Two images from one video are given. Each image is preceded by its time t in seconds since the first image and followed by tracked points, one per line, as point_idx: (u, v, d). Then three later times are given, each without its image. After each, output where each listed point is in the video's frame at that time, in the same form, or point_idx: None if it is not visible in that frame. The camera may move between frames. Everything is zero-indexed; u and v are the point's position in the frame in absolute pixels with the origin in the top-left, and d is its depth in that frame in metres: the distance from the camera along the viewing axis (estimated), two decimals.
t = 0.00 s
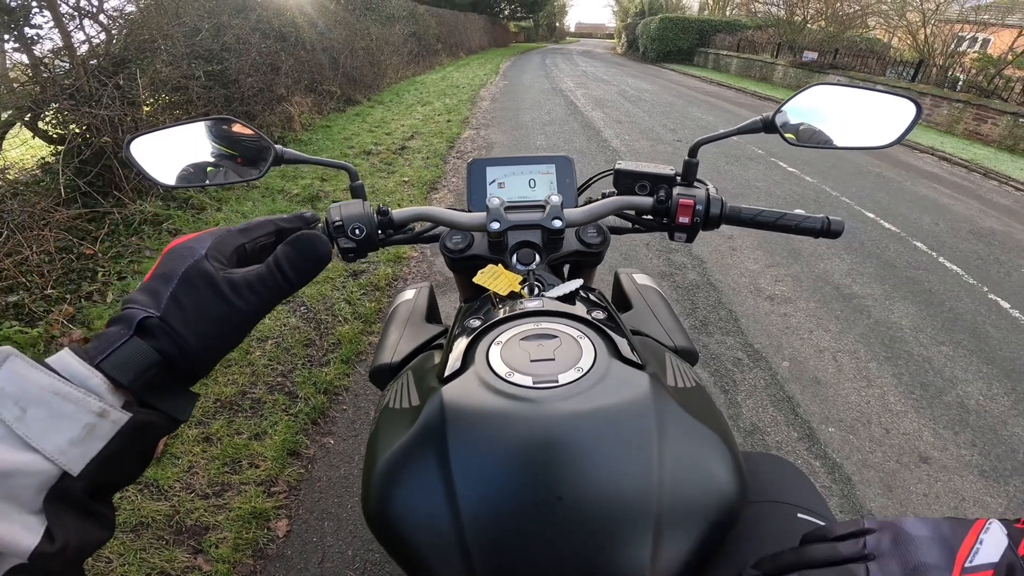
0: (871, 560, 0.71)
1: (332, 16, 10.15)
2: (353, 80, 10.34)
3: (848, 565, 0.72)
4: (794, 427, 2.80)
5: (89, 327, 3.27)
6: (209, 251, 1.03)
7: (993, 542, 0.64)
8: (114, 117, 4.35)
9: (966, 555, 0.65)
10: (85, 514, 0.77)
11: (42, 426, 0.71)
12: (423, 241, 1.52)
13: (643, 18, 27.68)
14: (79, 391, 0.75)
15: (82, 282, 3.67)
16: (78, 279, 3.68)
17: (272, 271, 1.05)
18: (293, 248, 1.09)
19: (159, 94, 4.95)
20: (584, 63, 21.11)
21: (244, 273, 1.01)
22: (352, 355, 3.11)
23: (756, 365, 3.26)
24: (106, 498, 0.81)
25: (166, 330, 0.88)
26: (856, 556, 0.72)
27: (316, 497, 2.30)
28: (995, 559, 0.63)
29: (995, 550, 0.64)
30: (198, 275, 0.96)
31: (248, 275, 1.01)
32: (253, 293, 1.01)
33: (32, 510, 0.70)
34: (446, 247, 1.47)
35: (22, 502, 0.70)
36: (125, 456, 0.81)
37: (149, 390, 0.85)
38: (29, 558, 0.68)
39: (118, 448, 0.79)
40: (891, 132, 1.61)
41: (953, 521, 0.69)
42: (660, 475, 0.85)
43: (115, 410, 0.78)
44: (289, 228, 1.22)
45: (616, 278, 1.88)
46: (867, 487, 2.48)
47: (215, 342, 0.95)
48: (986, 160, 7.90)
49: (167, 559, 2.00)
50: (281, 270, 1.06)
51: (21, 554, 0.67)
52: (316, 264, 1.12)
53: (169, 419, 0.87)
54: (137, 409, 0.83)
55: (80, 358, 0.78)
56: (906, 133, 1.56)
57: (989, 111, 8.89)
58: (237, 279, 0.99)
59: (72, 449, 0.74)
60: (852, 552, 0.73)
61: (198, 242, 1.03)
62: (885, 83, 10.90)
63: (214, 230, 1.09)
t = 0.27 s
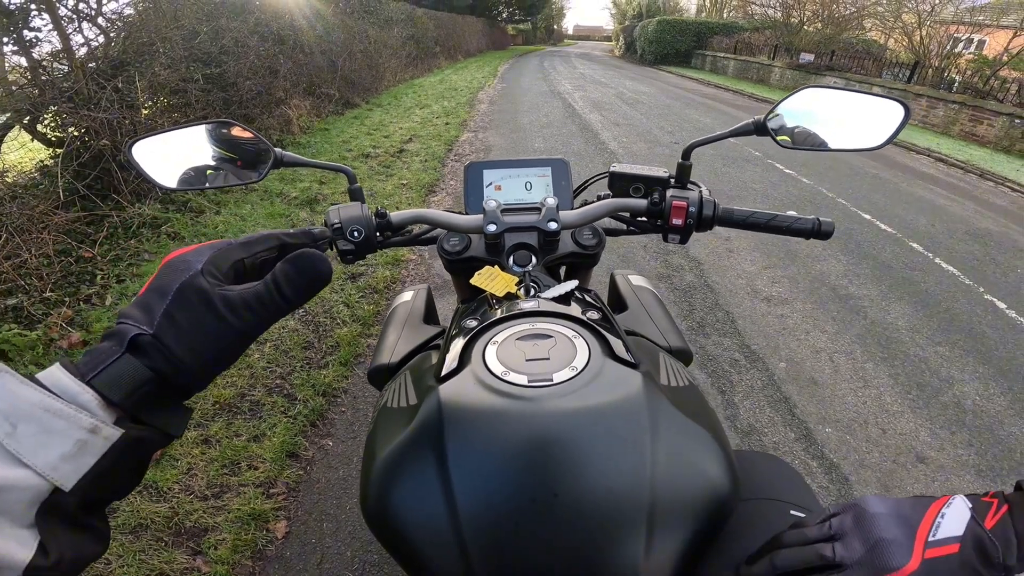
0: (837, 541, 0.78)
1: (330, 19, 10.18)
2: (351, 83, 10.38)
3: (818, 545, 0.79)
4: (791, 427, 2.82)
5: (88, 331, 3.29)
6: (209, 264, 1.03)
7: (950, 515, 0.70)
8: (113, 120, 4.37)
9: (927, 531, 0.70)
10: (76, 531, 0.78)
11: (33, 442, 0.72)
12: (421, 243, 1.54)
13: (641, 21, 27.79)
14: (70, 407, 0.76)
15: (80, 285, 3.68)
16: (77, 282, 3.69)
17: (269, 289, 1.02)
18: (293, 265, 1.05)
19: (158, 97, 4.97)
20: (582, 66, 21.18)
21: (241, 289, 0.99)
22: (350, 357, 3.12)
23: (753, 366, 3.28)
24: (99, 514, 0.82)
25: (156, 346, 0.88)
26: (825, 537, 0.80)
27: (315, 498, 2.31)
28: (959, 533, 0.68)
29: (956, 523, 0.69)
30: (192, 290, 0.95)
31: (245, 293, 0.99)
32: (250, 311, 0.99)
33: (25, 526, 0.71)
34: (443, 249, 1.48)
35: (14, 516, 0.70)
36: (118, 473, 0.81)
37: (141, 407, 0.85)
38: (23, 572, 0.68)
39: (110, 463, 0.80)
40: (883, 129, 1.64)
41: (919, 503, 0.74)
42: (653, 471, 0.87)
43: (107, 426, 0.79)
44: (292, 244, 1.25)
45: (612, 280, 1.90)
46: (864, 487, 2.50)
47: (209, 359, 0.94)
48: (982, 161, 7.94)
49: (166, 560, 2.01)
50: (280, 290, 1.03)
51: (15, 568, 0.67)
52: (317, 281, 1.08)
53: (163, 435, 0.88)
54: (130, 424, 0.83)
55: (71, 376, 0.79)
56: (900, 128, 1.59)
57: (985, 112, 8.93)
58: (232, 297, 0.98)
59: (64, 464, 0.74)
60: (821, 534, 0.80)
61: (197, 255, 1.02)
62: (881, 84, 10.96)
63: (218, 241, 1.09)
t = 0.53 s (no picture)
0: (823, 542, 0.79)
1: (329, 22, 10.19)
2: (350, 86, 10.39)
3: (805, 546, 0.80)
4: (789, 430, 2.82)
5: (86, 335, 3.28)
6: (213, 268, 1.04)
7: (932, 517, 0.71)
8: (111, 123, 4.38)
9: (910, 532, 0.72)
10: (75, 533, 0.78)
11: (32, 443, 0.73)
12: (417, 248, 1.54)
13: (638, 23, 27.87)
14: (70, 409, 0.77)
15: (78, 288, 3.68)
16: (75, 285, 3.69)
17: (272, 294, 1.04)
18: (295, 270, 1.07)
19: (156, 100, 4.98)
20: (580, 68, 21.23)
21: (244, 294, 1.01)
22: (349, 360, 3.13)
23: (751, 368, 3.28)
24: (98, 516, 0.83)
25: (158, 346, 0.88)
26: (811, 538, 0.80)
27: (313, 502, 2.31)
28: (940, 535, 0.69)
29: (939, 526, 0.70)
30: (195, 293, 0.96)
31: (247, 297, 1.01)
32: (251, 316, 1.00)
33: (23, 528, 0.71)
34: (439, 254, 1.49)
35: (13, 518, 0.71)
36: (116, 474, 0.82)
37: (140, 409, 0.85)
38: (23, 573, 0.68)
39: (108, 467, 0.80)
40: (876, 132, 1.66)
41: (904, 508, 0.75)
42: (646, 478, 0.88)
43: (106, 428, 0.79)
44: (295, 249, 1.26)
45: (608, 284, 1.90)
46: (863, 488, 2.51)
47: (209, 363, 0.94)
48: (979, 163, 7.96)
49: (165, 563, 2.01)
50: (282, 295, 1.05)
51: (14, 569, 0.68)
52: (319, 287, 1.10)
53: (160, 437, 0.88)
54: (129, 426, 0.84)
55: (71, 378, 0.80)
56: (894, 128, 1.60)
57: (981, 113, 8.96)
58: (235, 301, 0.99)
59: (62, 467, 0.75)
60: (806, 534, 0.81)
61: (201, 259, 1.03)
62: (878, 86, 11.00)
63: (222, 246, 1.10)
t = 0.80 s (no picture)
0: (826, 547, 0.79)
1: (327, 24, 10.21)
2: (348, 88, 10.39)
3: (807, 552, 0.80)
4: (788, 431, 2.82)
5: (84, 338, 3.28)
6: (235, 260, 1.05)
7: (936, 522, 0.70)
8: (109, 125, 4.38)
9: (915, 539, 0.71)
10: (86, 524, 0.78)
11: (48, 433, 0.74)
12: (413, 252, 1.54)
13: (636, 25, 27.90)
14: (86, 399, 0.78)
15: (76, 291, 3.68)
16: (73, 288, 3.69)
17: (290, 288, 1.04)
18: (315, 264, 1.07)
19: (154, 102, 4.98)
20: (578, 70, 21.26)
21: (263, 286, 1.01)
22: (347, 363, 3.13)
23: (750, 370, 3.29)
24: (110, 507, 0.82)
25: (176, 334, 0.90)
26: (814, 544, 0.80)
27: (311, 505, 2.31)
28: (945, 541, 0.68)
29: (943, 533, 0.69)
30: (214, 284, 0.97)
31: (266, 289, 1.01)
32: (269, 308, 1.01)
33: (36, 518, 0.72)
34: (436, 258, 1.49)
35: (26, 508, 0.71)
36: (131, 464, 0.82)
37: (155, 399, 0.85)
38: (33, 564, 0.69)
39: (122, 457, 0.81)
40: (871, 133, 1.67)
41: (908, 513, 0.75)
42: (642, 482, 0.88)
43: (122, 418, 0.80)
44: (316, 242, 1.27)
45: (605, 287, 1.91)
46: (862, 490, 2.51)
47: (226, 354, 0.95)
48: (976, 163, 7.98)
49: (163, 566, 2.01)
50: (301, 288, 1.05)
51: (26, 560, 0.69)
52: (337, 281, 1.10)
53: (175, 428, 0.88)
54: (144, 416, 0.84)
55: (89, 367, 0.81)
56: (891, 130, 1.61)
57: (979, 114, 8.98)
58: (254, 293, 0.99)
59: (77, 457, 0.76)
60: (810, 541, 0.81)
61: (224, 250, 1.05)
62: (875, 87, 11.02)
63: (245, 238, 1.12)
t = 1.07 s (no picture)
0: (819, 547, 0.79)
1: (327, 26, 10.22)
2: (348, 90, 10.40)
3: (799, 554, 0.79)
4: (789, 432, 2.82)
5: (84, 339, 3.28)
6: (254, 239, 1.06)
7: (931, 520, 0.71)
8: (108, 126, 4.37)
9: (909, 537, 0.72)
10: (104, 508, 0.78)
11: (70, 415, 0.73)
12: (413, 253, 1.54)
13: (635, 26, 27.95)
14: (110, 379, 0.76)
15: (76, 293, 3.68)
16: (72, 290, 3.68)
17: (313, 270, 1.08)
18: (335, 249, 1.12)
19: (154, 104, 4.98)
20: (577, 72, 21.29)
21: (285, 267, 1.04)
22: (347, 365, 3.12)
23: (750, 371, 3.29)
24: (128, 493, 0.82)
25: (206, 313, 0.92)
26: (806, 544, 0.80)
27: (312, 506, 2.30)
28: (939, 539, 0.70)
29: (936, 530, 0.70)
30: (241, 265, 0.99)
31: (287, 270, 1.03)
32: (291, 288, 1.04)
33: (54, 504, 0.72)
34: (435, 259, 1.49)
35: (47, 493, 0.71)
36: (152, 447, 0.82)
37: (177, 381, 0.85)
38: (50, 553, 0.69)
39: (144, 440, 0.80)
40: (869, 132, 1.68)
41: (898, 510, 0.76)
42: (642, 482, 0.88)
43: (144, 400, 0.79)
44: (326, 218, 1.28)
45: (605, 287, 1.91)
46: (864, 490, 2.50)
47: (250, 334, 0.97)
48: (975, 164, 7.99)
49: (164, 568, 2.00)
50: (322, 269, 1.09)
51: (42, 548, 0.69)
52: (356, 264, 1.15)
53: (196, 410, 0.88)
54: (166, 398, 0.84)
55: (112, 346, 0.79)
56: (889, 128, 1.62)
57: (977, 114, 9.00)
58: (276, 274, 1.02)
59: (99, 440, 0.75)
60: (802, 541, 0.81)
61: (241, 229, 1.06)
62: (874, 88, 11.03)
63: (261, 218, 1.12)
